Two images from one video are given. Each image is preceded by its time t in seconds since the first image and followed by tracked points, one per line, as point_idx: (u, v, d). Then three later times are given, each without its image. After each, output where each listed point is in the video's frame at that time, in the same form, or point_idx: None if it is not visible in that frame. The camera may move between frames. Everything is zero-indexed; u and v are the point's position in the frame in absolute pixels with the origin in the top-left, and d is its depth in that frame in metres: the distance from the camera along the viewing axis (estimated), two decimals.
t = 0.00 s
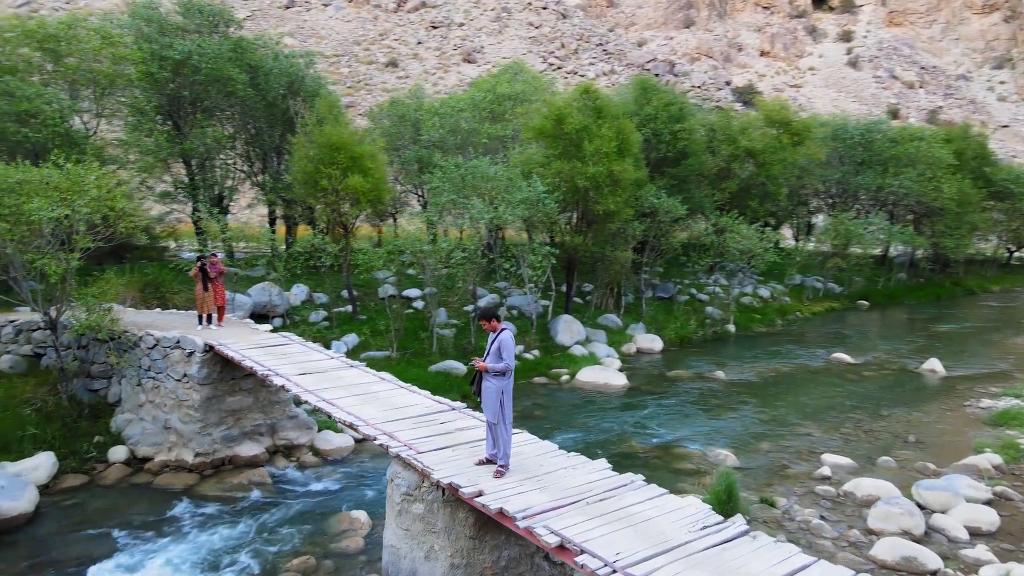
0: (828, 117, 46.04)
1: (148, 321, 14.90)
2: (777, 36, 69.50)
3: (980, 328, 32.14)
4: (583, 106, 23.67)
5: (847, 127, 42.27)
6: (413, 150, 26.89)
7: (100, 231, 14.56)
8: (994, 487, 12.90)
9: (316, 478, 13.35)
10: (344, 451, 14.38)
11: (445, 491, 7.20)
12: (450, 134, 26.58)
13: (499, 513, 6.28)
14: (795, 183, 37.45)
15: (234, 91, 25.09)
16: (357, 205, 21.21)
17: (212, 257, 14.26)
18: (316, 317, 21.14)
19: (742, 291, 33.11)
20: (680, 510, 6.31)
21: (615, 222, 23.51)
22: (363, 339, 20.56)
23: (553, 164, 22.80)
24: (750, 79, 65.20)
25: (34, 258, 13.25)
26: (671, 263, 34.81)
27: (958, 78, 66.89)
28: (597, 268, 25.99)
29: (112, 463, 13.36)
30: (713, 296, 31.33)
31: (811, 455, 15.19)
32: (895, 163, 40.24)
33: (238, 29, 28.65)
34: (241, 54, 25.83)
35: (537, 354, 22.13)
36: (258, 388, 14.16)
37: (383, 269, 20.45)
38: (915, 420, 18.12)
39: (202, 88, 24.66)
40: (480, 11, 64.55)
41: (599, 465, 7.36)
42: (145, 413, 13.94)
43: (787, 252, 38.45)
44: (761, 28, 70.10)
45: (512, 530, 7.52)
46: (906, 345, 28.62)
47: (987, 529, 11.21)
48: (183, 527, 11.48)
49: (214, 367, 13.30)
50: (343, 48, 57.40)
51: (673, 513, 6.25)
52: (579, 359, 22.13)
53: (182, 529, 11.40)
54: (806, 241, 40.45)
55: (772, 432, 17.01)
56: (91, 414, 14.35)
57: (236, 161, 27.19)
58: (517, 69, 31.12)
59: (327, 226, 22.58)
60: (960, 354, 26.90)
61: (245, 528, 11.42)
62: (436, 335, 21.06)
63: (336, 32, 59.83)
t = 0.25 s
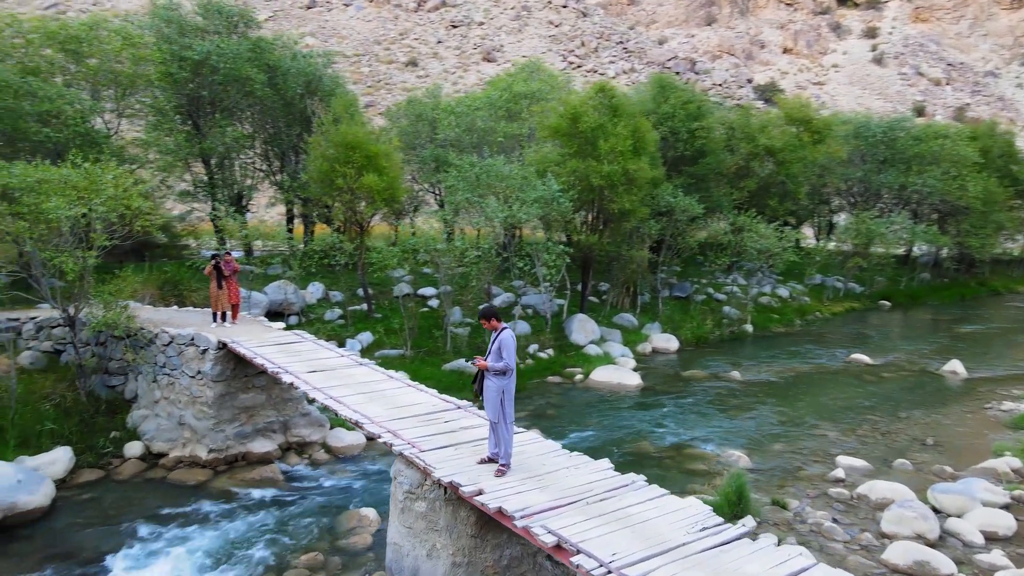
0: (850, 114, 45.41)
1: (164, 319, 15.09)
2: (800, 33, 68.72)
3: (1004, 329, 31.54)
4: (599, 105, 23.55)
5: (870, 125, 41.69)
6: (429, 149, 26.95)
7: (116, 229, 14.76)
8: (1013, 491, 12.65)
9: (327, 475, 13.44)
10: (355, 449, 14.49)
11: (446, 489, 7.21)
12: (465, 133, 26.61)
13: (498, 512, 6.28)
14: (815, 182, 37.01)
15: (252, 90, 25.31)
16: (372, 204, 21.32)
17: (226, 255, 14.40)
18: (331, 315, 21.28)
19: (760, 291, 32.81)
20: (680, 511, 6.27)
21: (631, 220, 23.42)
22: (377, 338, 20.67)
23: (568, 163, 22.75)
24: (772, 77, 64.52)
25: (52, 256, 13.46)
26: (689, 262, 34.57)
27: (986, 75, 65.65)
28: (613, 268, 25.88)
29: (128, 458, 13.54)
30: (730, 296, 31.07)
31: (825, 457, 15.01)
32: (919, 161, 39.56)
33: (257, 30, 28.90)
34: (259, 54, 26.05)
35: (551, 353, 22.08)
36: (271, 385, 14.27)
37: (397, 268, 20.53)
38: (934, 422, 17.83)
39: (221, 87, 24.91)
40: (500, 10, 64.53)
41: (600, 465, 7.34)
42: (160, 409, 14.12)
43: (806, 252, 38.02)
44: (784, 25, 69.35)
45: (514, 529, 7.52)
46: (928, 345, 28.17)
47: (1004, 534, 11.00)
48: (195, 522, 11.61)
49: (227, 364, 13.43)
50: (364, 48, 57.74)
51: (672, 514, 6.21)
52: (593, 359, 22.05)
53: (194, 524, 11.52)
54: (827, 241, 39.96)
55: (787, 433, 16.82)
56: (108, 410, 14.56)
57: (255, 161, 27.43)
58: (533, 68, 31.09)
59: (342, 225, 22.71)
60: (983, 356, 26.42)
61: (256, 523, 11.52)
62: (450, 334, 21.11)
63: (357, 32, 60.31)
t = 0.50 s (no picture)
0: (872, 113, 44.88)
1: (179, 316, 15.31)
2: (822, 30, 68.01)
3: None
4: (613, 104, 23.49)
5: (891, 123, 41.17)
6: (444, 148, 27.05)
7: (133, 228, 15.01)
8: None
9: (338, 472, 13.56)
10: (366, 447, 14.62)
11: (448, 486, 7.26)
12: (480, 133, 26.69)
13: (496, 510, 6.31)
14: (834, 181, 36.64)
15: (269, 91, 25.56)
16: (386, 203, 21.46)
17: (240, 254, 14.58)
18: (346, 313, 21.46)
19: (777, 291, 32.55)
20: (678, 510, 6.26)
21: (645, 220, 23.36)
22: (391, 336, 20.81)
23: (582, 162, 22.74)
24: (793, 75, 63.89)
25: (70, 254, 13.73)
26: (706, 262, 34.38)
27: (1013, 72, 64.48)
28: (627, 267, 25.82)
29: (143, 454, 13.76)
30: (747, 296, 30.86)
31: (838, 459, 14.87)
32: (941, 161, 38.88)
33: (275, 31, 29.19)
34: (277, 55, 26.32)
35: (564, 353, 22.07)
36: (283, 383, 14.42)
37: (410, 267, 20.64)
38: (952, 424, 17.59)
39: (239, 88, 25.20)
40: (519, 9, 64.53)
41: (601, 464, 7.35)
42: (175, 406, 14.33)
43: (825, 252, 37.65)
44: (806, 23, 68.69)
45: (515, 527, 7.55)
46: (948, 347, 27.77)
47: (1017, 538, 10.84)
48: (206, 517, 11.77)
49: (240, 362, 13.60)
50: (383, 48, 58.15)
51: (670, 514, 6.21)
52: (607, 359, 22.02)
53: (205, 519, 11.68)
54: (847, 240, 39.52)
55: (800, 435, 16.68)
56: (125, 406, 14.80)
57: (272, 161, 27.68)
58: (549, 67, 31.10)
59: (358, 224, 22.88)
60: (1005, 358, 25.99)
61: (266, 519, 11.65)
62: (463, 333, 21.21)
63: (376, 32, 60.94)
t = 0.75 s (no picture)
0: (894, 112, 44.36)
1: (195, 315, 15.54)
2: (845, 29, 67.31)
3: None
4: (628, 104, 23.44)
5: (913, 122, 40.67)
6: (459, 149, 27.17)
7: (149, 228, 15.27)
8: None
9: (349, 470, 13.70)
10: (378, 445, 14.76)
11: (449, 484, 7.33)
12: (496, 133, 26.78)
13: (495, 507, 6.38)
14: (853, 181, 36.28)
15: (286, 92, 25.83)
16: (401, 203, 21.62)
17: (255, 253, 14.79)
18: (361, 312, 21.66)
19: (795, 292, 32.29)
20: (674, 510, 6.30)
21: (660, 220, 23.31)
22: (405, 336, 20.97)
23: (596, 163, 22.74)
24: (815, 74, 63.27)
25: (88, 253, 14.00)
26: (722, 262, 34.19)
27: None
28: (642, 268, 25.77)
29: (159, 450, 13.99)
30: (764, 297, 30.66)
31: (851, 461, 14.76)
32: (964, 160, 38.35)
33: (294, 33, 29.50)
34: (294, 57, 26.57)
35: (577, 353, 22.08)
36: (296, 381, 14.59)
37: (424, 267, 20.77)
38: (969, 428, 17.37)
39: (257, 90, 25.50)
40: (538, 9, 64.56)
41: (601, 464, 7.39)
42: (190, 403, 14.55)
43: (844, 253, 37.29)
44: (829, 21, 68.03)
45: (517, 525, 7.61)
46: (969, 349, 27.38)
47: None
48: (219, 512, 11.95)
49: (253, 360, 13.78)
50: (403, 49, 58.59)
51: (667, 513, 6.24)
52: (620, 359, 21.99)
53: (217, 514, 11.86)
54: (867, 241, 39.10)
55: (813, 437, 16.57)
56: (142, 403, 15.06)
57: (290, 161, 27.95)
58: (565, 67, 31.12)
59: (373, 224, 23.07)
60: None
61: (276, 515, 11.81)
62: (477, 333, 21.36)
63: (396, 34, 61.63)
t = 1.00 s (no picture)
0: (916, 113, 43.84)
1: (211, 315, 15.79)
2: (868, 29, 66.60)
3: None
4: (642, 106, 23.43)
5: (935, 123, 40.17)
6: (474, 151, 27.30)
7: (166, 229, 15.55)
8: None
9: (360, 469, 13.84)
10: (389, 445, 14.89)
11: (452, 483, 7.42)
12: (511, 135, 26.88)
13: (493, 505, 6.46)
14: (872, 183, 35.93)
15: (304, 96, 26.11)
16: (415, 205, 21.79)
17: (269, 254, 15.03)
18: (376, 313, 21.87)
19: (813, 295, 32.03)
20: (671, 510, 6.34)
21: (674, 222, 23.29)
22: (418, 337, 21.13)
23: (610, 165, 22.77)
24: (837, 75, 62.65)
25: (106, 253, 14.30)
26: (739, 265, 33.99)
27: None
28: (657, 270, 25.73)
29: (174, 447, 14.23)
30: (781, 299, 30.46)
31: (864, 465, 14.65)
32: (987, 162, 37.80)
33: (312, 36, 29.81)
34: (312, 60, 26.86)
35: (591, 355, 22.09)
36: (309, 380, 14.77)
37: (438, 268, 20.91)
38: (986, 432, 17.16)
39: (275, 93, 25.82)
40: (557, 11, 64.52)
41: (602, 464, 7.45)
42: (205, 402, 14.78)
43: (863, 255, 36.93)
44: (851, 21, 67.37)
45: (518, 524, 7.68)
46: (990, 353, 27.00)
47: None
48: (230, 509, 12.13)
49: (267, 359, 13.98)
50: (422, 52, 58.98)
51: (663, 513, 6.29)
52: (634, 361, 21.96)
53: (229, 511, 12.04)
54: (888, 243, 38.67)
55: (826, 440, 16.46)
56: (159, 401, 15.32)
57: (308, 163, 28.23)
58: (581, 69, 31.16)
59: (388, 226, 23.26)
60: None
61: (287, 512, 11.96)
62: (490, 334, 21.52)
63: (416, 36, 62.22)
